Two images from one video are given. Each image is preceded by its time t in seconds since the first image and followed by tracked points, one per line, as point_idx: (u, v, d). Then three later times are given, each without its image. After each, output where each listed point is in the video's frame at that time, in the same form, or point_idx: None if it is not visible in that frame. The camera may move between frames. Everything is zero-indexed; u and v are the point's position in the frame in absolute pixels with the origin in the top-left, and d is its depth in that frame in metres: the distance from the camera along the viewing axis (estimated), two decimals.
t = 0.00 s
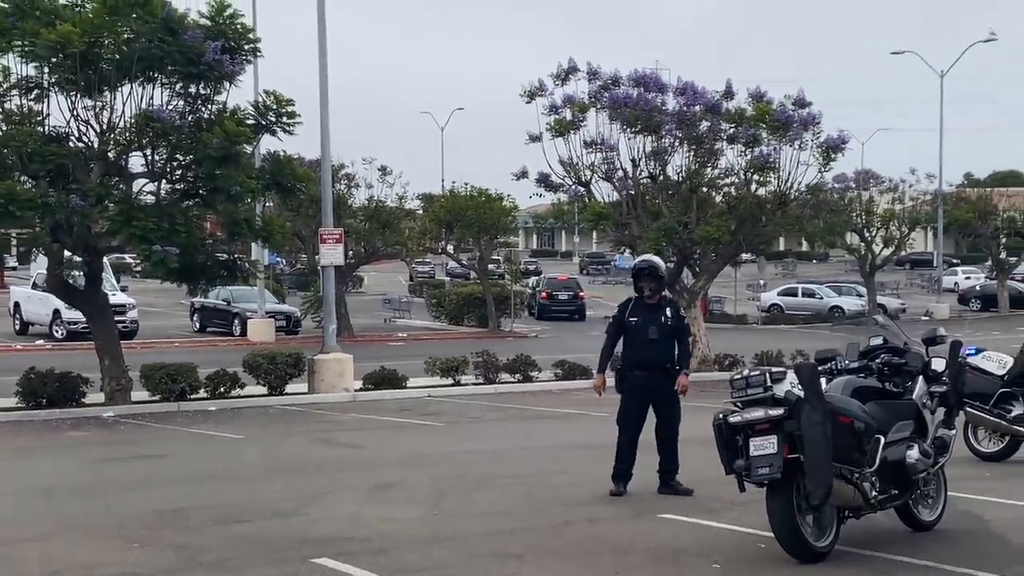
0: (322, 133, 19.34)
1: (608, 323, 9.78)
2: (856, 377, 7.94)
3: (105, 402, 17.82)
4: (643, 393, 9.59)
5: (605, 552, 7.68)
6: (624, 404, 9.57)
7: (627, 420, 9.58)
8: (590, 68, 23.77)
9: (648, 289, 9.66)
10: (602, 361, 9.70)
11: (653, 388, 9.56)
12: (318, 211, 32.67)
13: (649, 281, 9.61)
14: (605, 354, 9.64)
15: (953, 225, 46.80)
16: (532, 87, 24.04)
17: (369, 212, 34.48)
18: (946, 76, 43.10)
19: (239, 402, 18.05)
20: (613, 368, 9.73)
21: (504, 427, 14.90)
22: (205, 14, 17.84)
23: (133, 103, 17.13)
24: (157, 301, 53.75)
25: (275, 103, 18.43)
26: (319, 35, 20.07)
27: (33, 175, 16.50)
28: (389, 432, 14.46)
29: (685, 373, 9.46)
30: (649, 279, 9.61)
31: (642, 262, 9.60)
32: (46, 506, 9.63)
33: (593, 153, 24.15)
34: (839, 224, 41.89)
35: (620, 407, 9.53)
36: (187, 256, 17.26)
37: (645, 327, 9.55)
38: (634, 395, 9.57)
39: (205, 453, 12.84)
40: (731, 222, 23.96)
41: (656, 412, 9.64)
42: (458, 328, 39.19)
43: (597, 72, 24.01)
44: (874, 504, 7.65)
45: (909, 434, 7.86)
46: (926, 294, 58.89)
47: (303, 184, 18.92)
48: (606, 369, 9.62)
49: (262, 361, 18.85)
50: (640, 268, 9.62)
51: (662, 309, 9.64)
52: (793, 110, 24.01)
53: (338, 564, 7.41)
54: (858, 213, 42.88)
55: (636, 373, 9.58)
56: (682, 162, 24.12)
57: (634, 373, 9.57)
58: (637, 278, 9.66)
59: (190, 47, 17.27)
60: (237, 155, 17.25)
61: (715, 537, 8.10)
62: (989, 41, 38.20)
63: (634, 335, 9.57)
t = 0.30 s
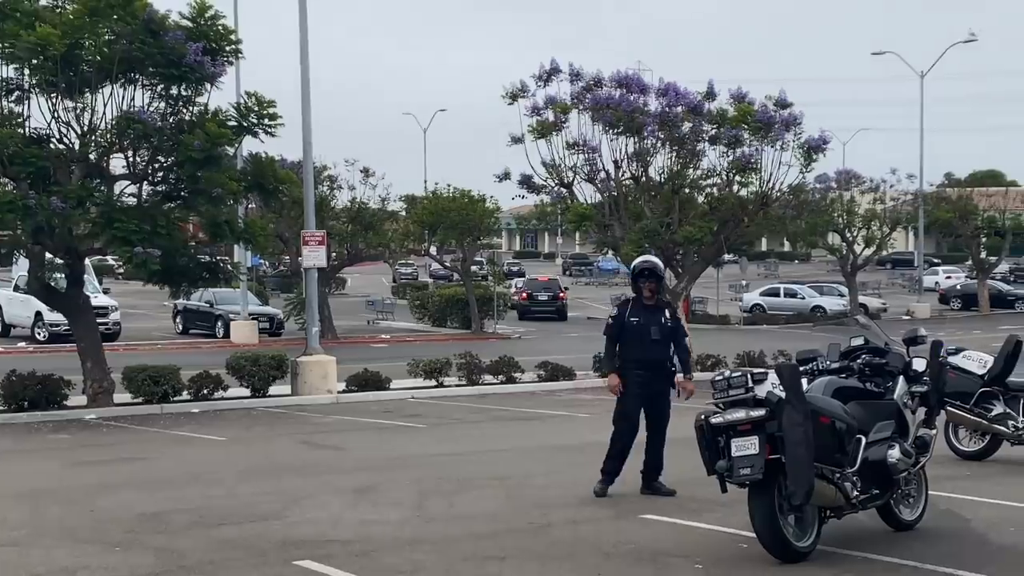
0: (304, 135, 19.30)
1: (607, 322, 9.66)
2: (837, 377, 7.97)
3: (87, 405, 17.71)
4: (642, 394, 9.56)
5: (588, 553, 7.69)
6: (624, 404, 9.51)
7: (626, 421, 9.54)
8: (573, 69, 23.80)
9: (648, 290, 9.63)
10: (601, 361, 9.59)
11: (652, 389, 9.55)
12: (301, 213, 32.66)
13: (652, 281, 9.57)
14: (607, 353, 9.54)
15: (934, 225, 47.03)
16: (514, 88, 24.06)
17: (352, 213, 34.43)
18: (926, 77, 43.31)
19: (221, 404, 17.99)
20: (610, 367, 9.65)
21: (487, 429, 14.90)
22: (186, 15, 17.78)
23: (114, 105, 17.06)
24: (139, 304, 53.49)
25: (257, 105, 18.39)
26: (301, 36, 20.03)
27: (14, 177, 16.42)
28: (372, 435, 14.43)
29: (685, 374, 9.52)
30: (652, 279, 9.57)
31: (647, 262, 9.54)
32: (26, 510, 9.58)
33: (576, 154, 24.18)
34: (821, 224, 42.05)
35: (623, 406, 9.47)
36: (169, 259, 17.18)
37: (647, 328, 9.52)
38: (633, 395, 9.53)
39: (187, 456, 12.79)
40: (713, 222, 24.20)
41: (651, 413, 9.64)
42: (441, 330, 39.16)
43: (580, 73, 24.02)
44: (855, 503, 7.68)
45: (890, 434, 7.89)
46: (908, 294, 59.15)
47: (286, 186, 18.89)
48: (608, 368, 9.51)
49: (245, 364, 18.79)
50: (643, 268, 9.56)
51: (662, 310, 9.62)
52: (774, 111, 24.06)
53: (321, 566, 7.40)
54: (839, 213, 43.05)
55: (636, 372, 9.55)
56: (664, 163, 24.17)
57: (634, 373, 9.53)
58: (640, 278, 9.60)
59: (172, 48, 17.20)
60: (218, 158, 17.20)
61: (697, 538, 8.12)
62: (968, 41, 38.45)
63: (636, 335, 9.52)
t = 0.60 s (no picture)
0: (287, 135, 19.27)
1: (602, 320, 9.60)
2: (819, 376, 8.01)
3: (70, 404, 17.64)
4: (638, 394, 9.56)
5: (572, 552, 7.71)
6: (625, 403, 9.47)
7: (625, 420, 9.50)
8: (558, 69, 23.83)
9: (639, 290, 9.68)
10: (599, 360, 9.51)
11: (648, 388, 9.58)
12: (285, 213, 32.64)
13: (645, 281, 9.62)
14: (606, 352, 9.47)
15: (916, 225, 47.23)
16: (500, 88, 24.09)
17: (337, 213, 34.39)
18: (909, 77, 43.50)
19: (205, 404, 17.95)
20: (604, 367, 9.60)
21: (472, 428, 14.91)
22: (170, 14, 17.73)
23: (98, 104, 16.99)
24: (122, 303, 53.32)
25: (241, 105, 18.37)
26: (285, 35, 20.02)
27: None
28: (357, 434, 14.43)
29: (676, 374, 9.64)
30: (646, 279, 9.62)
31: (642, 262, 9.57)
32: (9, 510, 9.54)
33: (561, 154, 24.22)
34: (804, 224, 42.19)
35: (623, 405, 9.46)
36: (153, 258, 17.13)
37: (643, 327, 9.55)
38: (632, 394, 9.52)
39: (171, 456, 12.76)
40: (698, 222, 24.19)
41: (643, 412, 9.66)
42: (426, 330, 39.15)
43: (565, 73, 24.05)
44: (836, 501, 7.72)
45: (871, 432, 7.94)
46: (891, 293, 59.41)
47: (270, 185, 18.86)
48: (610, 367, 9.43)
49: (229, 363, 18.75)
50: (638, 267, 9.59)
51: (652, 309, 9.70)
52: (758, 112, 24.12)
53: (304, 566, 7.40)
54: (823, 213, 43.21)
55: (633, 371, 9.55)
56: (649, 163, 24.22)
57: (632, 372, 9.53)
58: (633, 277, 9.61)
59: (155, 47, 17.14)
60: (202, 157, 17.18)
61: (681, 536, 8.15)
62: (951, 42, 38.68)
63: (633, 334, 9.53)
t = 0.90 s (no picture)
0: (276, 133, 19.23)
1: (597, 321, 9.55)
2: (807, 377, 8.01)
3: (57, 403, 17.58)
4: (632, 396, 9.56)
5: (560, 553, 7.69)
6: (620, 405, 9.47)
7: (620, 422, 9.50)
8: (549, 67, 23.81)
9: (630, 290, 9.66)
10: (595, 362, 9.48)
11: (641, 389, 9.59)
12: (274, 210, 32.57)
13: (639, 281, 9.61)
14: (603, 354, 9.44)
15: (905, 224, 47.32)
16: (491, 86, 24.06)
17: (326, 211, 34.32)
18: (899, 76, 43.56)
19: (193, 403, 17.91)
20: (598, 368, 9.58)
21: (462, 428, 14.89)
22: (158, 11, 17.69)
23: (86, 101, 16.92)
24: (110, 301, 53.21)
25: (229, 102, 18.34)
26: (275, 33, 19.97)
27: None
28: (346, 434, 14.40)
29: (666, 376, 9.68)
30: (639, 279, 9.61)
31: (637, 262, 9.54)
32: None
33: (551, 152, 24.21)
34: (794, 224, 42.23)
35: (619, 407, 9.44)
36: (140, 256, 17.08)
37: (636, 328, 9.55)
38: (627, 396, 9.51)
39: (158, 455, 12.73)
40: (689, 221, 24.19)
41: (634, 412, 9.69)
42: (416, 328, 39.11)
43: (556, 72, 24.04)
44: (823, 501, 7.72)
45: (858, 433, 7.95)
46: (880, 292, 59.53)
47: (258, 183, 18.82)
48: (606, 369, 9.41)
49: (216, 362, 18.70)
50: (632, 268, 9.56)
51: (643, 310, 9.71)
52: (749, 111, 24.18)
53: (292, 568, 7.37)
54: (813, 213, 43.26)
55: (627, 373, 9.53)
56: (640, 162, 24.22)
57: (626, 374, 9.52)
58: (627, 278, 9.59)
59: (143, 44, 17.09)
60: (190, 154, 17.11)
61: (669, 536, 8.15)
62: (941, 41, 38.66)
63: (627, 336, 9.53)
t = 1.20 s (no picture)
0: (273, 130, 19.19)
1: (590, 320, 9.57)
2: (804, 375, 8.01)
3: (53, 398, 17.58)
4: (627, 393, 9.55)
5: (556, 551, 7.70)
6: (614, 402, 9.47)
7: (616, 419, 9.50)
8: (545, 64, 23.80)
9: (624, 287, 9.66)
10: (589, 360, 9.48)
11: (636, 387, 9.58)
12: (271, 207, 32.54)
13: (633, 279, 9.60)
14: (596, 351, 9.45)
15: (901, 223, 47.37)
16: (488, 84, 24.05)
17: (322, 208, 34.28)
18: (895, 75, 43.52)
19: (189, 399, 17.90)
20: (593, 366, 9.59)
21: (458, 425, 14.90)
22: (155, 7, 17.65)
23: (82, 97, 16.89)
24: (106, 297, 53.16)
25: (226, 98, 18.31)
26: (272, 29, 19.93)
27: None
28: (342, 430, 14.40)
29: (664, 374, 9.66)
30: (632, 276, 9.59)
31: (630, 260, 9.53)
32: None
33: (548, 150, 24.20)
34: (790, 222, 42.25)
35: (612, 404, 9.44)
36: (136, 252, 17.06)
37: (630, 326, 9.54)
38: (621, 393, 9.52)
39: (155, 451, 12.72)
40: (685, 219, 24.18)
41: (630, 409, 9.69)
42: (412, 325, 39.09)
43: (552, 69, 24.03)
44: (820, 500, 7.73)
45: (855, 431, 7.96)
46: (876, 291, 59.58)
47: (255, 179, 18.80)
48: (599, 366, 9.43)
49: (212, 358, 18.68)
50: (625, 265, 9.55)
51: (638, 307, 9.71)
52: (746, 110, 24.24)
53: (289, 564, 7.37)
54: (810, 211, 43.26)
55: (622, 370, 9.53)
56: (637, 160, 24.21)
57: (621, 371, 9.52)
58: (620, 275, 9.58)
59: (140, 40, 17.06)
60: (187, 151, 17.06)
61: (666, 534, 8.15)
62: (937, 41, 38.59)
63: (622, 333, 9.53)
